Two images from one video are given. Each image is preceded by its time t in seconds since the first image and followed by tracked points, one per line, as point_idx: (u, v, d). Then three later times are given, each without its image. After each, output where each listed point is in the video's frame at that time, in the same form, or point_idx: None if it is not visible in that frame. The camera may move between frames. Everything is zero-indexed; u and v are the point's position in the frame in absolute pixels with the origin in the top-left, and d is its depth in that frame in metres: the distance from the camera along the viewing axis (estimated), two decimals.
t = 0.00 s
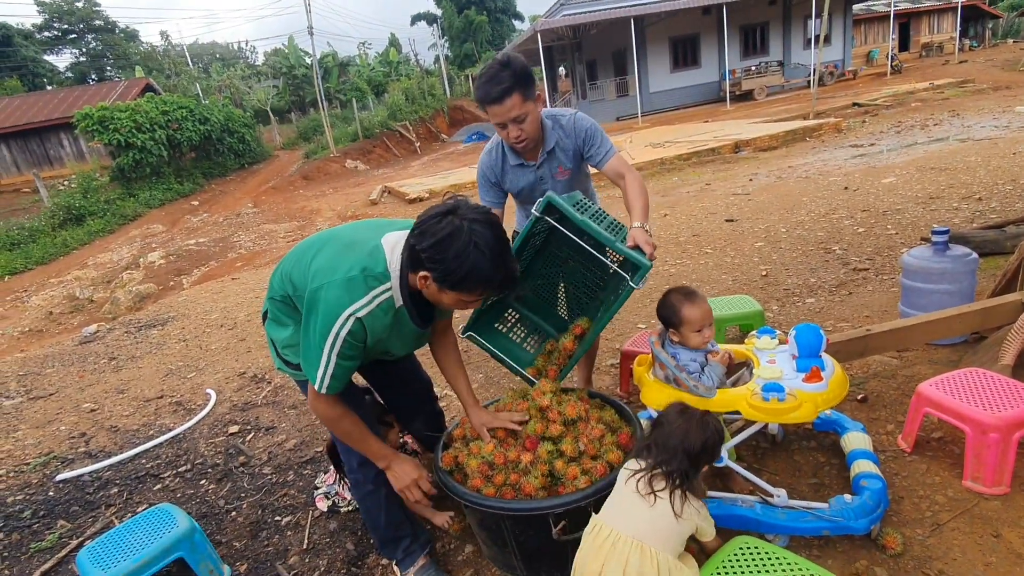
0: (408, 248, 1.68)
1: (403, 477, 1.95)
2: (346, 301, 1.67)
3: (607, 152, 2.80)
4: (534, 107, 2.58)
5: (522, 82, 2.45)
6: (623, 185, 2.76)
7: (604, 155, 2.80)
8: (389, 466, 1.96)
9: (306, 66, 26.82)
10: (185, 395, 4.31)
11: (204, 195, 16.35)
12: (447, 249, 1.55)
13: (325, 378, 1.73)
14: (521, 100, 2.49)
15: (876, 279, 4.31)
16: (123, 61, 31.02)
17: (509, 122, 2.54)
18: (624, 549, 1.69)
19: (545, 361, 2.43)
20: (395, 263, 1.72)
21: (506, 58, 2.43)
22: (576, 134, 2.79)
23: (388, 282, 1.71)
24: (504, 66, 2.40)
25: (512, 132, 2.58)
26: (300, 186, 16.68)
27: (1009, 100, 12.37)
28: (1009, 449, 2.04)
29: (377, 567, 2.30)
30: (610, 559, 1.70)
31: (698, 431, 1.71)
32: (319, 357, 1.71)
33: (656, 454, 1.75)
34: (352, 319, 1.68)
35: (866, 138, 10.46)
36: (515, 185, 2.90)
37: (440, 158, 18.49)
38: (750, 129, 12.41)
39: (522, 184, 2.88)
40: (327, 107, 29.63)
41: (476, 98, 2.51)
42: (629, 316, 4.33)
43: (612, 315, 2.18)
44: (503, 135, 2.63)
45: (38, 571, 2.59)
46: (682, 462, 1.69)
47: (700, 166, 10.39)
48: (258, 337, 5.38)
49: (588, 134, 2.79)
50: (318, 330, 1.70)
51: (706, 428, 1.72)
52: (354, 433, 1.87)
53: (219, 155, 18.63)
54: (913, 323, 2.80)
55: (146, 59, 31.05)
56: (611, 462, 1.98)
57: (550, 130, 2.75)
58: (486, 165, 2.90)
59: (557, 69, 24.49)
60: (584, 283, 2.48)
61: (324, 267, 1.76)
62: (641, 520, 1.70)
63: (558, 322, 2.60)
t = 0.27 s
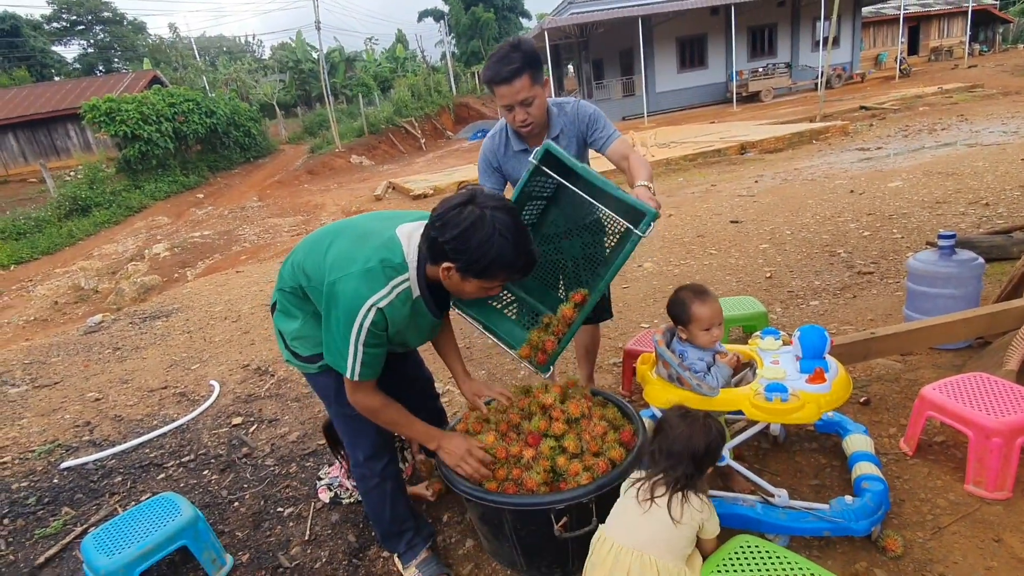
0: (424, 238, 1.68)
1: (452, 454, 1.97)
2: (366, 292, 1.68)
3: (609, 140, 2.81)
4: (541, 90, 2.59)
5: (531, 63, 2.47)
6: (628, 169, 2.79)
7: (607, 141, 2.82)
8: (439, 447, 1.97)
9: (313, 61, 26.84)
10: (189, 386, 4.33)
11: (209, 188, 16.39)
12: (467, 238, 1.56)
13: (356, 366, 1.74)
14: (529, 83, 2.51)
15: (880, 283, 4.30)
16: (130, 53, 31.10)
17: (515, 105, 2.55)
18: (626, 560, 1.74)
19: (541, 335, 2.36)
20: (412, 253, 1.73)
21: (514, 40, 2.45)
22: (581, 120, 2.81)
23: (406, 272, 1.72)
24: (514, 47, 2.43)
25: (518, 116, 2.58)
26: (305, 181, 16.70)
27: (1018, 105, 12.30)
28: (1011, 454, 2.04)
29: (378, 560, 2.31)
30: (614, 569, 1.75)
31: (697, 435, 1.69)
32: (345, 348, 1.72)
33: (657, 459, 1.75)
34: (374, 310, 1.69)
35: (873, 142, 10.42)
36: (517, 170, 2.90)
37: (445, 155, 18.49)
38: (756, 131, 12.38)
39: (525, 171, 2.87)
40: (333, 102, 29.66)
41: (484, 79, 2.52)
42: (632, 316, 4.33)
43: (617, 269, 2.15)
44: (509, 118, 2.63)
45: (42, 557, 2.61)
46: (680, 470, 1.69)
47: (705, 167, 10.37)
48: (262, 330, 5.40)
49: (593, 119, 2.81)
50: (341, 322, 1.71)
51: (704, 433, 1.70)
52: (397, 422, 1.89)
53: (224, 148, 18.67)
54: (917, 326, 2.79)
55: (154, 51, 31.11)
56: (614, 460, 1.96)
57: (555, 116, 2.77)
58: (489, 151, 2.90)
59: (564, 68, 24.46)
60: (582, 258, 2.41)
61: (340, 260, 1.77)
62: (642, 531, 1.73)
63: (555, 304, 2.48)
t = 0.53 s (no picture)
0: (448, 226, 1.69)
1: (499, 425, 1.98)
2: (399, 280, 1.69)
3: (617, 147, 2.81)
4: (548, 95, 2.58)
5: (537, 67, 2.46)
6: (634, 176, 2.78)
7: (614, 148, 2.82)
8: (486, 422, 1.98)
9: (321, 54, 26.84)
10: (194, 374, 4.36)
11: (216, 179, 16.43)
12: (492, 228, 1.57)
13: (400, 350, 1.76)
14: (535, 86, 2.49)
15: (887, 284, 4.29)
16: (139, 43, 31.16)
17: (521, 110, 2.53)
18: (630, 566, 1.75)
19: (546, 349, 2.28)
20: (439, 238, 1.74)
21: (521, 45, 2.44)
22: (588, 126, 2.80)
23: (433, 259, 1.72)
24: (520, 51, 2.42)
25: (524, 119, 2.57)
26: (311, 173, 16.72)
27: None
28: (1018, 456, 2.03)
29: (380, 548, 2.32)
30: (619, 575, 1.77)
31: (691, 432, 1.70)
32: (386, 334, 1.74)
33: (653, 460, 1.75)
34: (409, 296, 1.70)
35: (882, 143, 10.35)
36: (523, 175, 2.89)
37: (451, 150, 18.48)
38: (764, 130, 12.33)
39: (531, 175, 2.87)
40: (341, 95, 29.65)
41: (490, 83, 2.51)
42: (637, 312, 4.33)
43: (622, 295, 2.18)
44: (515, 122, 2.62)
45: (47, 539, 2.63)
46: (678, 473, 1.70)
47: (713, 166, 10.33)
48: (267, 320, 5.42)
49: (600, 125, 2.80)
50: (378, 310, 1.72)
51: (696, 431, 1.70)
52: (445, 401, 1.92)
53: (231, 140, 18.70)
54: (924, 328, 2.78)
55: (162, 42, 31.16)
56: (616, 453, 1.99)
57: (562, 121, 2.75)
58: (495, 154, 2.90)
59: (572, 64, 24.38)
60: (589, 276, 2.37)
61: (366, 249, 1.75)
62: (643, 536, 1.74)
63: (561, 319, 2.48)
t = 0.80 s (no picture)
0: (464, 215, 1.70)
1: (511, 412, 2.06)
2: (417, 268, 1.70)
3: (624, 139, 2.82)
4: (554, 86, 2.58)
5: (543, 58, 2.45)
6: (641, 168, 2.78)
7: (621, 141, 2.82)
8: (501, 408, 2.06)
9: (328, 48, 26.86)
10: (200, 367, 4.38)
11: (222, 173, 16.48)
12: (511, 219, 1.58)
13: (417, 338, 1.79)
14: (541, 78, 2.49)
15: (893, 285, 4.28)
16: (146, 36, 31.24)
17: (527, 101, 2.53)
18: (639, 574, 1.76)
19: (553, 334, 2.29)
20: (454, 228, 1.75)
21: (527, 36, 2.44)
22: (595, 118, 2.80)
23: (450, 248, 1.73)
24: (526, 43, 2.42)
25: (529, 111, 2.57)
26: (317, 168, 16.75)
27: None
28: (1022, 458, 2.03)
29: (384, 541, 2.34)
30: None
31: (686, 432, 1.72)
32: (402, 322, 1.76)
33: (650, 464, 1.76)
34: (426, 285, 1.71)
35: (889, 144, 10.31)
36: (529, 167, 2.89)
37: (457, 147, 18.48)
38: (771, 130, 12.30)
39: (536, 167, 2.87)
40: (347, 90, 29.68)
41: (496, 74, 2.51)
42: (642, 310, 4.33)
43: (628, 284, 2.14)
44: (521, 114, 2.62)
45: (55, 527, 2.66)
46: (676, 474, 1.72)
47: (719, 165, 10.30)
48: (272, 314, 5.45)
49: (607, 119, 2.80)
50: (396, 298, 1.74)
51: (690, 432, 1.72)
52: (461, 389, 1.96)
53: (238, 134, 18.75)
54: (930, 329, 2.78)
55: (170, 35, 31.22)
56: (621, 449, 2.03)
57: (568, 113, 2.75)
58: (501, 145, 2.90)
59: (578, 62, 24.34)
60: (594, 262, 2.39)
61: (383, 238, 1.76)
62: (649, 542, 1.75)
63: (567, 306, 2.48)
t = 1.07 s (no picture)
0: (478, 211, 1.71)
1: (527, 397, 2.07)
2: (432, 263, 1.72)
3: (629, 134, 2.80)
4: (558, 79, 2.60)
5: (547, 51, 2.48)
6: (645, 165, 2.79)
7: (626, 136, 2.81)
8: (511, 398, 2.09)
9: (334, 44, 26.88)
10: (205, 360, 4.41)
11: (227, 168, 16.52)
12: (527, 216, 1.60)
13: (432, 332, 1.81)
14: (545, 70, 2.51)
15: (898, 288, 4.27)
16: (153, 30, 31.30)
17: (531, 94, 2.55)
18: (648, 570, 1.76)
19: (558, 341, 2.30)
20: (467, 224, 1.76)
21: (531, 30, 2.48)
22: (600, 113, 2.80)
23: (463, 243, 1.75)
24: (530, 36, 2.44)
25: (533, 104, 2.58)
26: (322, 164, 16.78)
27: None
28: None
29: (387, 535, 2.36)
30: None
31: (687, 425, 1.73)
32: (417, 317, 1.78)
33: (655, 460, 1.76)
34: (441, 280, 1.73)
35: (896, 146, 10.27)
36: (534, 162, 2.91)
37: (462, 144, 18.48)
38: (777, 131, 12.27)
39: (541, 162, 2.88)
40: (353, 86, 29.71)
41: (502, 69, 2.54)
42: (645, 310, 4.33)
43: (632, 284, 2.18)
44: (525, 107, 2.64)
45: (62, 516, 2.69)
46: (683, 469, 1.73)
47: (724, 165, 10.28)
48: (277, 309, 5.47)
49: (612, 113, 2.80)
50: (411, 293, 1.76)
51: (690, 426, 1.73)
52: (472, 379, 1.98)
53: (244, 129, 18.79)
54: (934, 332, 2.78)
55: (177, 30, 31.29)
56: (624, 446, 2.04)
57: (573, 108, 2.76)
58: (506, 140, 2.92)
59: (585, 61, 24.30)
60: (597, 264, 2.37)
61: (398, 233, 1.78)
62: (656, 539, 1.75)
63: (571, 304, 2.49)
